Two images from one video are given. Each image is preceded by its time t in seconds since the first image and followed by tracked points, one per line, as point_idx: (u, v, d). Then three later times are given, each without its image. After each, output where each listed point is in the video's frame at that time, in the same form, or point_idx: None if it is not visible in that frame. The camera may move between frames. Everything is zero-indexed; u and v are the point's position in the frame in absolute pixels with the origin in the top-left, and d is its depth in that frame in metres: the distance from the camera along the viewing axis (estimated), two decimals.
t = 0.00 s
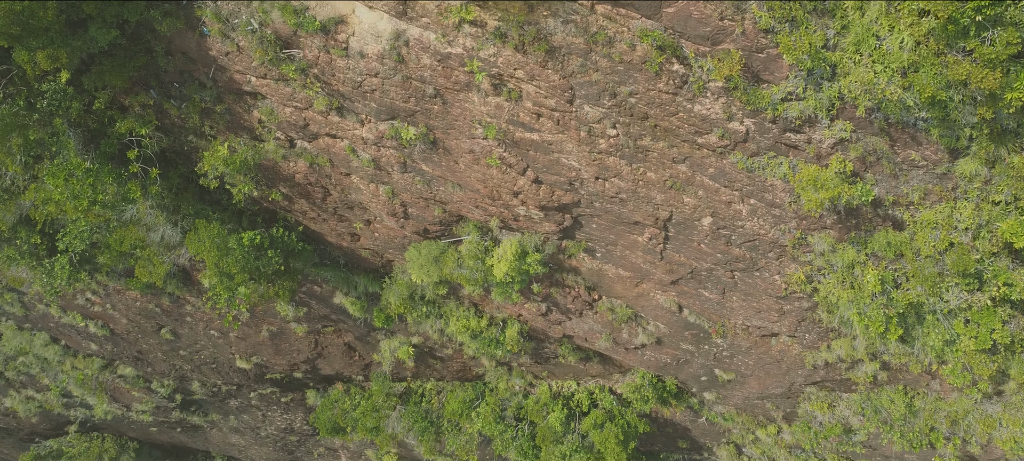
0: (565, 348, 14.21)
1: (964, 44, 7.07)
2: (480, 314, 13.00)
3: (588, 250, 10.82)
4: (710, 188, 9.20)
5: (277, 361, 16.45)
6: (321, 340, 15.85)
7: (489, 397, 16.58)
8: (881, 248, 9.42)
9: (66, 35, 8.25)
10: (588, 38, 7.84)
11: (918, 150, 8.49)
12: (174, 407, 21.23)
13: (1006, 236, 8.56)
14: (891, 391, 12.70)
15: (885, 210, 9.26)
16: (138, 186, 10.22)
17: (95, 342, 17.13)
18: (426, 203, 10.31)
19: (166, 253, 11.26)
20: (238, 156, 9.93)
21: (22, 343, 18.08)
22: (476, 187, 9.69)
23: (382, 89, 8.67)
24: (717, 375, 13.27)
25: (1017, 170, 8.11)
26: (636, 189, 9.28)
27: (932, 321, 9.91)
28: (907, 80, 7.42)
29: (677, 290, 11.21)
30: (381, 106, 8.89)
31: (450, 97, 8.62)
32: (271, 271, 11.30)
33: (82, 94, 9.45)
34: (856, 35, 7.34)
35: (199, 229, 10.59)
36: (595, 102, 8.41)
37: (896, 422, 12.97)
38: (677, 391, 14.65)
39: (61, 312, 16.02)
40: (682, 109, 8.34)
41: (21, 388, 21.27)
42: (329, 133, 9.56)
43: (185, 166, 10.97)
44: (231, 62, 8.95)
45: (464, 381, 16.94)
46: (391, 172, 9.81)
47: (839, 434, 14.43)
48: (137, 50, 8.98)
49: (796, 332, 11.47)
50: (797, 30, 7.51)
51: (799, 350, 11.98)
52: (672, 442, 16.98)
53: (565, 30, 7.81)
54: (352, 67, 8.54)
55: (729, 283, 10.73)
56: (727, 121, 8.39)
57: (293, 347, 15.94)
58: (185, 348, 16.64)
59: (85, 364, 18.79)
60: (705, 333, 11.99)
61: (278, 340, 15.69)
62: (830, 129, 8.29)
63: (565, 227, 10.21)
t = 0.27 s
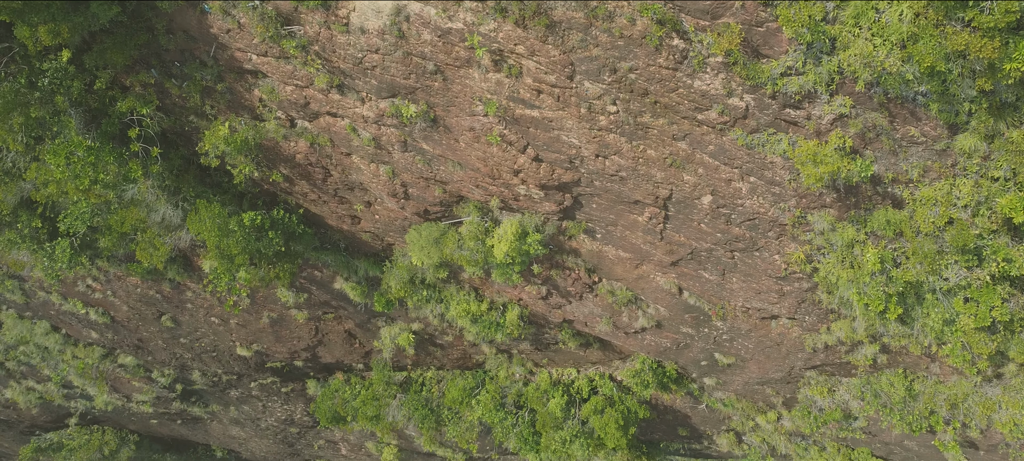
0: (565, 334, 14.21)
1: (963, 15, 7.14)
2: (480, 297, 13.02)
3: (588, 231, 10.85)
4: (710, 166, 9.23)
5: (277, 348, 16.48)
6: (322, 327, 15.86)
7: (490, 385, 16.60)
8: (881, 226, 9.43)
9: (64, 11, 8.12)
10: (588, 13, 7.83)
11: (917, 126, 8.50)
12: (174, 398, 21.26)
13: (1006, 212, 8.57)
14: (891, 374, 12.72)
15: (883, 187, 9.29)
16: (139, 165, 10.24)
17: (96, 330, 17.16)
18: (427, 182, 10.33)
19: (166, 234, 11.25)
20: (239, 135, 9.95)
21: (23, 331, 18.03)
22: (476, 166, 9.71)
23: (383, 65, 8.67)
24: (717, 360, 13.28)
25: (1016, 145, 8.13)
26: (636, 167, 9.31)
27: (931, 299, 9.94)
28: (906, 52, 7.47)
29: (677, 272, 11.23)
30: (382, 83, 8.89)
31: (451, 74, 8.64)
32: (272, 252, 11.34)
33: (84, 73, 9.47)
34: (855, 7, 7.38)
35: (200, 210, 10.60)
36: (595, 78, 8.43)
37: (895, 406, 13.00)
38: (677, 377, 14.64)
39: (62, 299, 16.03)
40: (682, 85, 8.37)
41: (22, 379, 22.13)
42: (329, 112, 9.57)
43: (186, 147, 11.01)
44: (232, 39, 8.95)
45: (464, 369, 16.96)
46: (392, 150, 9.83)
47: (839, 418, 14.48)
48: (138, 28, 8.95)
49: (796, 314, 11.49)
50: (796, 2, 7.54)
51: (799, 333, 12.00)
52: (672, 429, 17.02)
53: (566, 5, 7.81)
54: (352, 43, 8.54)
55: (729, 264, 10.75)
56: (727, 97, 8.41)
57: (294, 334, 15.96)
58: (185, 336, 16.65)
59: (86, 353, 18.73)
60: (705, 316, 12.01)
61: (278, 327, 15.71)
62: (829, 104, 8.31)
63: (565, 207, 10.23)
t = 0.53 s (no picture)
0: (565, 319, 14.23)
1: None
2: (481, 281, 13.04)
3: (589, 211, 10.87)
4: (710, 142, 9.25)
5: (278, 335, 16.50)
6: (323, 313, 15.89)
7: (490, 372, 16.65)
8: (881, 204, 9.46)
9: None
10: None
11: (917, 101, 8.53)
12: (175, 388, 21.29)
13: (1005, 187, 8.60)
14: (890, 358, 12.75)
15: (883, 164, 9.31)
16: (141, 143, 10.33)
17: (96, 318, 17.17)
18: (427, 162, 10.36)
19: (168, 213, 11.33)
20: (240, 114, 9.96)
21: (24, 319, 18.02)
22: (477, 144, 9.74)
23: (384, 41, 8.67)
24: (717, 343, 13.29)
25: (1015, 119, 8.16)
26: (636, 144, 9.33)
27: (931, 277, 10.01)
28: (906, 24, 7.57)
29: (677, 253, 11.25)
30: (383, 59, 8.91)
31: (452, 49, 8.65)
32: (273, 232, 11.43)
33: (86, 52, 9.46)
34: None
35: (202, 190, 10.64)
36: (596, 54, 8.42)
37: (894, 391, 13.06)
38: (677, 364, 14.65)
39: (63, 286, 16.04)
40: (682, 61, 8.36)
41: (24, 368, 21.76)
42: (330, 90, 9.60)
43: (187, 128, 11.02)
44: (233, 16, 8.95)
45: (464, 356, 16.99)
46: (393, 129, 9.86)
47: (838, 402, 14.53)
48: (139, 5, 8.92)
49: (796, 295, 11.52)
50: None
51: (799, 315, 12.03)
52: (672, 417, 17.06)
53: None
54: (353, 18, 8.54)
55: (729, 244, 10.77)
56: (727, 72, 8.42)
57: (294, 321, 15.97)
58: (186, 323, 16.67)
59: (87, 341, 18.71)
60: (705, 298, 12.03)
61: (279, 314, 15.72)
62: (829, 79, 8.33)
63: (565, 186, 10.26)
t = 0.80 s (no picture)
0: (566, 304, 14.25)
1: None
2: (481, 264, 13.07)
3: (589, 191, 10.89)
4: (710, 119, 9.27)
5: (279, 322, 16.52)
6: (323, 300, 15.90)
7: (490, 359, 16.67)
8: (881, 181, 9.44)
9: None
10: None
11: (917, 76, 8.56)
12: (175, 377, 21.30)
13: (1004, 161, 8.62)
14: (890, 341, 12.77)
15: (882, 141, 9.32)
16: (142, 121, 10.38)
17: (97, 305, 17.19)
18: (428, 140, 10.38)
19: (169, 193, 11.36)
20: (241, 92, 9.98)
21: (24, 307, 18.04)
22: (478, 122, 9.77)
23: (384, 16, 8.69)
24: (717, 327, 13.31)
25: (1014, 92, 8.23)
26: (636, 121, 9.35)
27: (930, 255, 10.00)
28: None
29: (677, 233, 11.28)
30: (383, 35, 8.92)
31: (452, 25, 8.66)
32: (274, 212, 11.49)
33: (87, 30, 9.50)
34: None
35: (202, 169, 10.66)
36: (596, 29, 8.42)
37: (895, 374, 13.02)
38: (678, 349, 14.68)
39: (64, 272, 16.06)
40: (682, 36, 8.35)
41: (24, 359, 21.80)
42: (331, 67, 9.61)
43: (188, 109, 11.05)
44: None
45: (465, 343, 17.01)
46: (393, 107, 9.88)
47: (838, 386, 14.58)
48: None
49: (796, 276, 11.54)
50: None
51: (799, 297, 12.05)
52: (673, 404, 17.09)
53: None
54: None
55: (729, 224, 10.79)
56: (727, 47, 8.44)
57: (295, 307, 15.99)
58: (187, 310, 16.69)
59: (87, 330, 18.69)
60: (705, 279, 12.06)
61: (279, 300, 15.74)
62: (829, 53, 8.35)
63: (565, 165, 10.29)
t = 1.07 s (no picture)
0: (565, 288, 14.28)
1: None
2: (481, 247, 13.09)
3: (589, 171, 10.91)
4: (710, 95, 9.29)
5: (279, 308, 16.55)
6: (324, 285, 15.93)
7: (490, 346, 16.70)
8: (880, 158, 9.46)
9: None
10: None
11: (916, 50, 8.61)
12: (176, 367, 21.34)
13: (1003, 135, 8.64)
14: (890, 323, 12.78)
15: (881, 117, 9.34)
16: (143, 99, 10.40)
17: (98, 292, 17.21)
18: (428, 119, 10.41)
19: (170, 174, 11.34)
20: (242, 70, 10.00)
21: (25, 294, 18.08)
22: (478, 99, 9.80)
23: None
24: (717, 310, 13.32)
25: (1013, 66, 8.26)
26: (636, 97, 9.38)
27: (929, 233, 10.03)
28: None
29: (677, 214, 11.31)
30: (384, 11, 8.94)
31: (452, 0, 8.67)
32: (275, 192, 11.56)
33: (88, 7, 9.54)
34: None
35: (203, 147, 10.67)
36: (596, 3, 8.44)
37: (894, 358, 13.01)
38: (678, 333, 14.69)
39: (65, 258, 16.10)
40: (682, 10, 8.38)
41: (24, 349, 21.84)
42: (332, 45, 9.64)
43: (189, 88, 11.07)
44: None
45: (465, 330, 17.04)
46: (394, 84, 9.91)
47: (838, 371, 14.61)
48: None
49: (795, 257, 11.56)
50: None
51: (799, 278, 12.06)
52: (672, 391, 17.09)
53: None
54: None
55: (728, 203, 10.82)
56: (726, 21, 8.46)
57: (295, 293, 16.02)
58: (187, 296, 16.72)
59: (88, 317, 18.72)
60: (705, 261, 12.09)
61: (280, 285, 15.77)
62: (828, 27, 8.39)
63: (565, 143, 10.32)
